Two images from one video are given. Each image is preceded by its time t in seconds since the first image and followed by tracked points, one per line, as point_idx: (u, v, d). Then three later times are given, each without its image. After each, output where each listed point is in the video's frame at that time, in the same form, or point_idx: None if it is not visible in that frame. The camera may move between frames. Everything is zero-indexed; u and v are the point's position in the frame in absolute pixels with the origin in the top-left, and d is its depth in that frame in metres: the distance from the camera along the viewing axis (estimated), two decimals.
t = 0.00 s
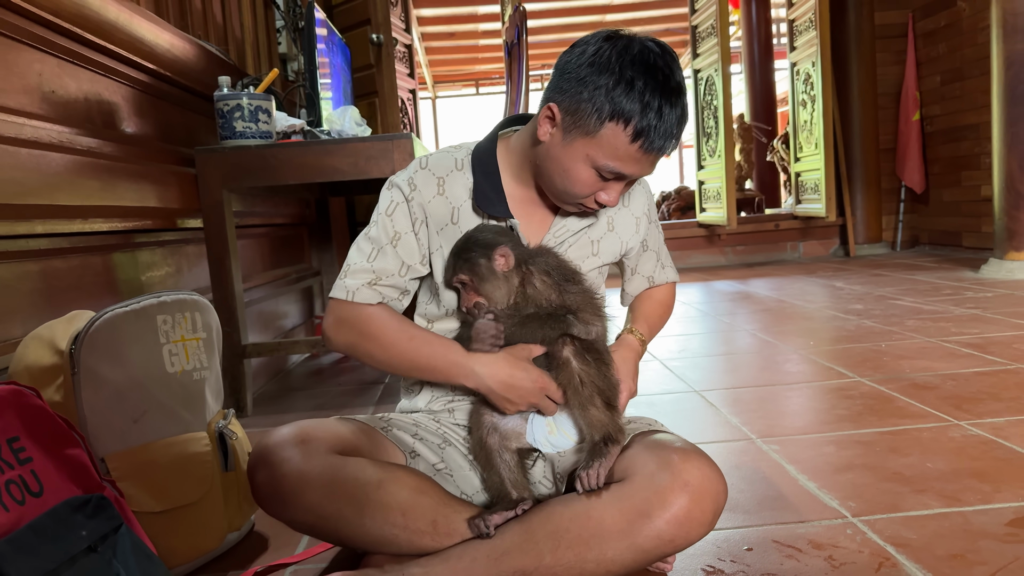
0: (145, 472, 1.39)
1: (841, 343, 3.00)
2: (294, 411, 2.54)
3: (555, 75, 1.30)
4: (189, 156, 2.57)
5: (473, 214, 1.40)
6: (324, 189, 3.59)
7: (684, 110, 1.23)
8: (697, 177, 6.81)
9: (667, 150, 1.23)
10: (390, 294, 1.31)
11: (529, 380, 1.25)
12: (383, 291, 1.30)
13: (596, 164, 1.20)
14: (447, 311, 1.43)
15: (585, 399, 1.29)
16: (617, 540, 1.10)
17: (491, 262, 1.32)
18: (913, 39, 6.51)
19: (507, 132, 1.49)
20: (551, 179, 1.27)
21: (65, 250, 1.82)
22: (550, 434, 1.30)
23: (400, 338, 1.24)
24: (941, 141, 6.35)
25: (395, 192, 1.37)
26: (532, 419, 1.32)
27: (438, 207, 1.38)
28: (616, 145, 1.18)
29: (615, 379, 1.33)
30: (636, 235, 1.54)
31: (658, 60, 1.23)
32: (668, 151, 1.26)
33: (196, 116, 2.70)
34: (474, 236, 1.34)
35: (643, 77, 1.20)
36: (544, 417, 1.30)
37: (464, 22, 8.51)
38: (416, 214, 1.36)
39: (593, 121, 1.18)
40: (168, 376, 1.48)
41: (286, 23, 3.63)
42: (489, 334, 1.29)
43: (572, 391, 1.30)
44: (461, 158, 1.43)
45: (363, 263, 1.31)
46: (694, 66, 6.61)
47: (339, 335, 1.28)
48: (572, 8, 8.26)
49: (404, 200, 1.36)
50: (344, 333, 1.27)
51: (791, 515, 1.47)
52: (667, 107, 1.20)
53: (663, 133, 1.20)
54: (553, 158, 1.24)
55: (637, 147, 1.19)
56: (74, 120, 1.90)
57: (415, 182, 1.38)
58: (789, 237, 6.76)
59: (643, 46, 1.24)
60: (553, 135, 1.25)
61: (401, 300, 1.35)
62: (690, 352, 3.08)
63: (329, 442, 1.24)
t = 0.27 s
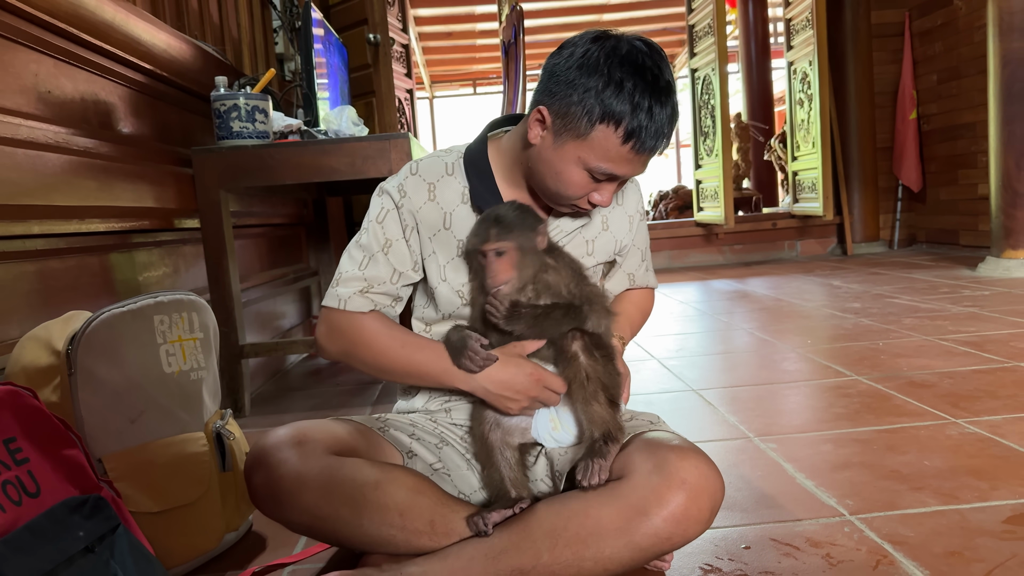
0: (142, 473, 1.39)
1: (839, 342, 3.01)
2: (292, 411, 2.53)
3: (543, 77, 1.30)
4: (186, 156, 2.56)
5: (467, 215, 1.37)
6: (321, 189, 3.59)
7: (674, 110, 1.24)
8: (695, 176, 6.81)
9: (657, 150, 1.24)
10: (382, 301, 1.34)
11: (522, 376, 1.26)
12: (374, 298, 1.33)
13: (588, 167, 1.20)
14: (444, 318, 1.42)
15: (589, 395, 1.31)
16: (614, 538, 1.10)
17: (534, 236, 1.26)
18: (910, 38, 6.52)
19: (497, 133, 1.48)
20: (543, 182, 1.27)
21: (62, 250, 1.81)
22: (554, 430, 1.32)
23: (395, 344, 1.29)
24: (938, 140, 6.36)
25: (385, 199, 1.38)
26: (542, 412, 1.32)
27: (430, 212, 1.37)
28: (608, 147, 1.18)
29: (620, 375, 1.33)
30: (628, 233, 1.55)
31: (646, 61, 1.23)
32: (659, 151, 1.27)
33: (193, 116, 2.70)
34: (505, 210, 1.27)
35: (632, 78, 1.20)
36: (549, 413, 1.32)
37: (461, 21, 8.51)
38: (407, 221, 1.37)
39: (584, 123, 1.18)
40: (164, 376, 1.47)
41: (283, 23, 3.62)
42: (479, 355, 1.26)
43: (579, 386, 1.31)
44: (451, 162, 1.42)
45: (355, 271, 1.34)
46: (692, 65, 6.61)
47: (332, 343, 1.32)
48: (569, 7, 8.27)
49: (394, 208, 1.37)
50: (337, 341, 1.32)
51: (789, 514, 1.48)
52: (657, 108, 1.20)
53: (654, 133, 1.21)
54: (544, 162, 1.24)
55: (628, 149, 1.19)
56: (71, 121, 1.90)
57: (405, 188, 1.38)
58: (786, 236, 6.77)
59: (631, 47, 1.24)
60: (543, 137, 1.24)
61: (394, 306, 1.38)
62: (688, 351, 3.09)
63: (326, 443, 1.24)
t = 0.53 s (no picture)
0: (139, 473, 1.39)
1: (835, 341, 3.01)
2: (289, 412, 2.53)
3: (531, 84, 1.30)
4: (182, 157, 2.56)
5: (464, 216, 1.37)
6: (317, 189, 3.59)
7: (662, 117, 1.24)
8: (692, 176, 6.82)
9: (644, 157, 1.24)
10: (380, 302, 1.34)
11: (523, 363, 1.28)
12: (372, 300, 1.33)
13: (575, 173, 1.21)
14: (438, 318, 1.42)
15: (601, 380, 1.34)
16: (610, 538, 1.10)
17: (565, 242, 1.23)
18: (906, 37, 6.53)
19: (493, 132, 1.47)
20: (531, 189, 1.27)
21: (58, 251, 1.81)
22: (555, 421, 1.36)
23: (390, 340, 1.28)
24: (934, 139, 6.37)
25: (381, 201, 1.38)
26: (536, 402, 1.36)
27: (426, 214, 1.38)
28: (595, 154, 1.18)
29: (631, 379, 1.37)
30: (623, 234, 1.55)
31: (633, 68, 1.23)
32: (648, 157, 1.27)
33: (189, 117, 2.70)
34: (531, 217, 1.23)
35: (618, 85, 1.20)
36: (551, 405, 1.35)
37: (458, 21, 8.50)
38: (403, 223, 1.37)
39: (570, 130, 1.18)
40: (160, 378, 1.47)
41: (279, 24, 3.62)
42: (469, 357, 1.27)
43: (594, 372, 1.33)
44: (447, 162, 1.42)
45: (352, 274, 1.33)
46: (688, 65, 6.62)
47: (329, 345, 1.31)
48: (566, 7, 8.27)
49: (390, 210, 1.37)
50: (333, 343, 1.31)
51: (784, 513, 1.48)
52: (643, 115, 1.20)
53: (641, 141, 1.20)
54: (532, 168, 1.24)
55: (616, 155, 1.19)
56: (66, 122, 1.90)
57: (401, 190, 1.38)
58: (783, 236, 6.78)
59: (618, 53, 1.24)
60: (532, 143, 1.24)
61: (392, 308, 1.38)
62: (684, 351, 3.09)
63: (321, 444, 1.24)
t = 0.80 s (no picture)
0: (134, 475, 1.38)
1: (832, 341, 3.01)
2: (285, 412, 2.53)
3: (533, 87, 1.29)
4: (178, 157, 2.55)
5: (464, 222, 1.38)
6: (314, 189, 3.58)
7: (666, 119, 1.23)
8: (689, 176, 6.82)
9: (651, 160, 1.23)
10: (373, 308, 1.34)
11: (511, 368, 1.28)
12: (366, 305, 1.33)
13: (579, 179, 1.21)
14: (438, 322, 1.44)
15: (567, 406, 1.31)
16: (607, 538, 1.10)
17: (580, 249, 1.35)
18: (902, 37, 6.55)
19: (492, 133, 1.48)
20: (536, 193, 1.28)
21: (52, 252, 1.80)
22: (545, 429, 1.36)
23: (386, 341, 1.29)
24: (930, 138, 6.39)
25: (378, 206, 1.36)
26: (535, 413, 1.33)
27: (425, 218, 1.37)
28: (599, 160, 1.18)
29: (617, 406, 1.35)
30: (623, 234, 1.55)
31: (637, 72, 1.22)
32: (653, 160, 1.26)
33: (184, 117, 2.69)
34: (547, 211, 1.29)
35: (622, 89, 1.19)
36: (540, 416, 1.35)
37: (455, 21, 8.50)
38: (399, 228, 1.36)
39: (574, 137, 1.18)
40: (156, 378, 1.47)
41: (276, 23, 3.61)
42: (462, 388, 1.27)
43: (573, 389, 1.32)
44: (445, 165, 1.41)
45: (345, 279, 1.32)
46: (685, 65, 6.62)
47: (322, 346, 1.32)
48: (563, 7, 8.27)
49: (386, 215, 1.36)
50: (326, 345, 1.32)
51: (780, 512, 1.48)
52: (649, 119, 1.19)
53: (647, 144, 1.20)
54: (536, 173, 1.25)
55: (620, 162, 1.19)
56: (61, 122, 1.89)
57: (398, 194, 1.37)
58: (779, 235, 6.79)
59: (621, 57, 1.23)
60: (534, 149, 1.24)
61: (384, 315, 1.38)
62: (681, 350, 3.09)
63: (317, 444, 1.24)
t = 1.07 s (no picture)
0: (130, 476, 1.38)
1: (828, 340, 3.02)
2: (282, 413, 2.52)
3: (530, 88, 1.29)
4: (174, 157, 2.55)
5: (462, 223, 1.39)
6: (310, 190, 3.58)
7: (666, 111, 1.23)
8: (685, 176, 6.83)
9: (653, 152, 1.24)
10: (376, 313, 1.35)
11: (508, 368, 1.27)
12: (368, 310, 1.34)
13: (583, 177, 1.22)
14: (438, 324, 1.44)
15: (562, 410, 1.32)
16: (603, 540, 1.10)
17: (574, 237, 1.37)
18: (898, 37, 6.56)
19: (490, 133, 1.48)
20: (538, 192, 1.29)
21: (47, 252, 1.80)
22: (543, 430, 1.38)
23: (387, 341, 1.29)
24: (926, 138, 6.40)
25: (377, 210, 1.37)
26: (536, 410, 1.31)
27: (423, 220, 1.37)
28: (601, 158, 1.19)
29: (614, 409, 1.34)
30: (623, 236, 1.56)
31: (635, 67, 1.22)
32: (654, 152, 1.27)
33: (180, 117, 2.68)
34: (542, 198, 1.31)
35: (621, 86, 1.19)
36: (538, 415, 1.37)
37: (451, 22, 8.50)
38: (397, 231, 1.36)
39: (576, 137, 1.18)
40: (151, 379, 1.47)
41: (272, 24, 3.61)
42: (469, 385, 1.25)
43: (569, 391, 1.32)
44: (442, 167, 1.41)
45: (347, 284, 1.33)
46: (681, 65, 6.63)
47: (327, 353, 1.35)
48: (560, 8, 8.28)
49: (384, 218, 1.36)
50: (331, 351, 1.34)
51: (775, 512, 1.48)
52: (649, 112, 1.20)
53: (648, 137, 1.20)
54: (539, 174, 1.25)
55: (622, 158, 1.20)
56: (56, 122, 1.89)
57: (395, 198, 1.37)
58: (776, 235, 6.80)
59: (619, 52, 1.23)
60: (535, 151, 1.25)
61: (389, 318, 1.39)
62: (678, 350, 3.09)
63: (313, 445, 1.24)
